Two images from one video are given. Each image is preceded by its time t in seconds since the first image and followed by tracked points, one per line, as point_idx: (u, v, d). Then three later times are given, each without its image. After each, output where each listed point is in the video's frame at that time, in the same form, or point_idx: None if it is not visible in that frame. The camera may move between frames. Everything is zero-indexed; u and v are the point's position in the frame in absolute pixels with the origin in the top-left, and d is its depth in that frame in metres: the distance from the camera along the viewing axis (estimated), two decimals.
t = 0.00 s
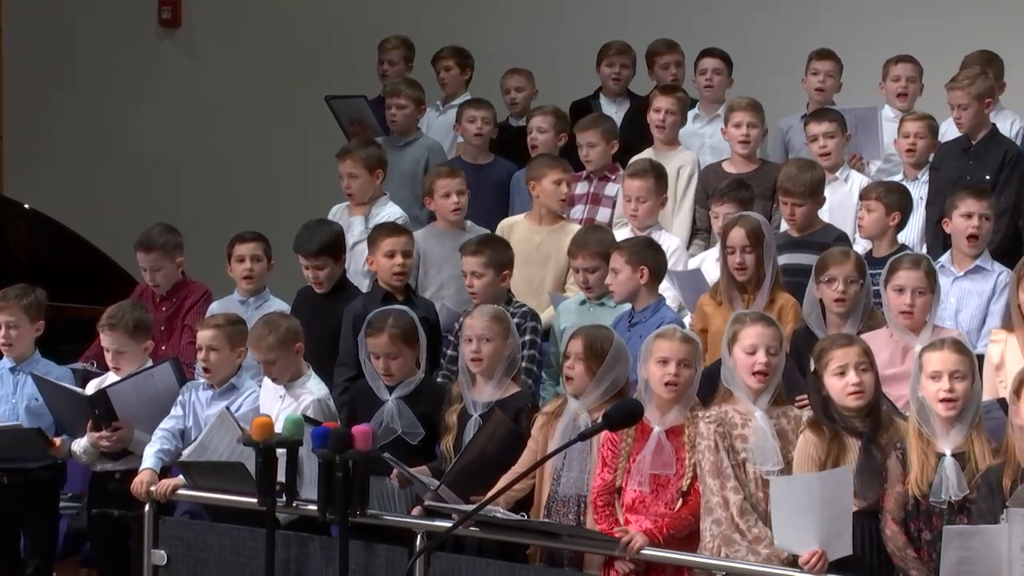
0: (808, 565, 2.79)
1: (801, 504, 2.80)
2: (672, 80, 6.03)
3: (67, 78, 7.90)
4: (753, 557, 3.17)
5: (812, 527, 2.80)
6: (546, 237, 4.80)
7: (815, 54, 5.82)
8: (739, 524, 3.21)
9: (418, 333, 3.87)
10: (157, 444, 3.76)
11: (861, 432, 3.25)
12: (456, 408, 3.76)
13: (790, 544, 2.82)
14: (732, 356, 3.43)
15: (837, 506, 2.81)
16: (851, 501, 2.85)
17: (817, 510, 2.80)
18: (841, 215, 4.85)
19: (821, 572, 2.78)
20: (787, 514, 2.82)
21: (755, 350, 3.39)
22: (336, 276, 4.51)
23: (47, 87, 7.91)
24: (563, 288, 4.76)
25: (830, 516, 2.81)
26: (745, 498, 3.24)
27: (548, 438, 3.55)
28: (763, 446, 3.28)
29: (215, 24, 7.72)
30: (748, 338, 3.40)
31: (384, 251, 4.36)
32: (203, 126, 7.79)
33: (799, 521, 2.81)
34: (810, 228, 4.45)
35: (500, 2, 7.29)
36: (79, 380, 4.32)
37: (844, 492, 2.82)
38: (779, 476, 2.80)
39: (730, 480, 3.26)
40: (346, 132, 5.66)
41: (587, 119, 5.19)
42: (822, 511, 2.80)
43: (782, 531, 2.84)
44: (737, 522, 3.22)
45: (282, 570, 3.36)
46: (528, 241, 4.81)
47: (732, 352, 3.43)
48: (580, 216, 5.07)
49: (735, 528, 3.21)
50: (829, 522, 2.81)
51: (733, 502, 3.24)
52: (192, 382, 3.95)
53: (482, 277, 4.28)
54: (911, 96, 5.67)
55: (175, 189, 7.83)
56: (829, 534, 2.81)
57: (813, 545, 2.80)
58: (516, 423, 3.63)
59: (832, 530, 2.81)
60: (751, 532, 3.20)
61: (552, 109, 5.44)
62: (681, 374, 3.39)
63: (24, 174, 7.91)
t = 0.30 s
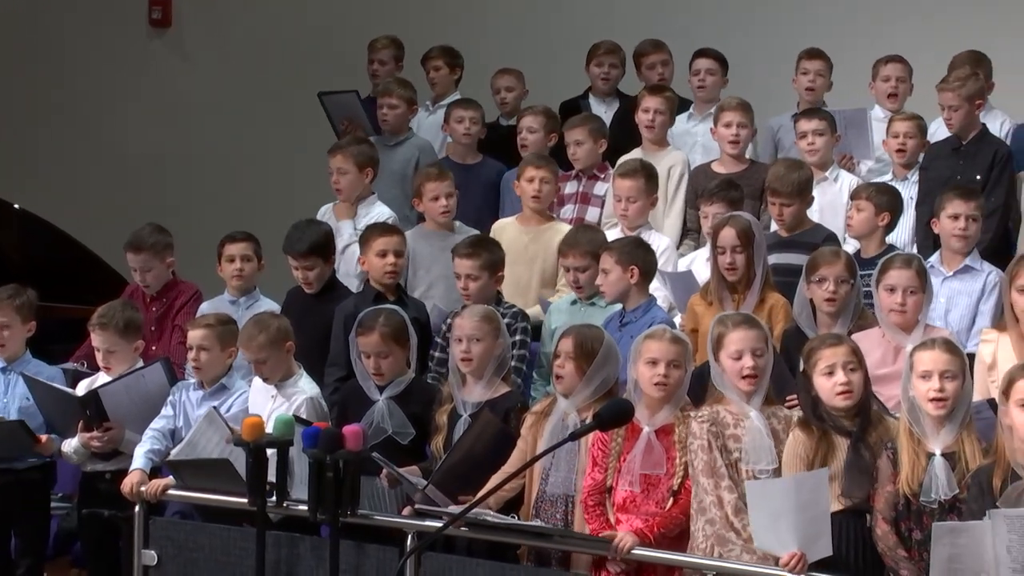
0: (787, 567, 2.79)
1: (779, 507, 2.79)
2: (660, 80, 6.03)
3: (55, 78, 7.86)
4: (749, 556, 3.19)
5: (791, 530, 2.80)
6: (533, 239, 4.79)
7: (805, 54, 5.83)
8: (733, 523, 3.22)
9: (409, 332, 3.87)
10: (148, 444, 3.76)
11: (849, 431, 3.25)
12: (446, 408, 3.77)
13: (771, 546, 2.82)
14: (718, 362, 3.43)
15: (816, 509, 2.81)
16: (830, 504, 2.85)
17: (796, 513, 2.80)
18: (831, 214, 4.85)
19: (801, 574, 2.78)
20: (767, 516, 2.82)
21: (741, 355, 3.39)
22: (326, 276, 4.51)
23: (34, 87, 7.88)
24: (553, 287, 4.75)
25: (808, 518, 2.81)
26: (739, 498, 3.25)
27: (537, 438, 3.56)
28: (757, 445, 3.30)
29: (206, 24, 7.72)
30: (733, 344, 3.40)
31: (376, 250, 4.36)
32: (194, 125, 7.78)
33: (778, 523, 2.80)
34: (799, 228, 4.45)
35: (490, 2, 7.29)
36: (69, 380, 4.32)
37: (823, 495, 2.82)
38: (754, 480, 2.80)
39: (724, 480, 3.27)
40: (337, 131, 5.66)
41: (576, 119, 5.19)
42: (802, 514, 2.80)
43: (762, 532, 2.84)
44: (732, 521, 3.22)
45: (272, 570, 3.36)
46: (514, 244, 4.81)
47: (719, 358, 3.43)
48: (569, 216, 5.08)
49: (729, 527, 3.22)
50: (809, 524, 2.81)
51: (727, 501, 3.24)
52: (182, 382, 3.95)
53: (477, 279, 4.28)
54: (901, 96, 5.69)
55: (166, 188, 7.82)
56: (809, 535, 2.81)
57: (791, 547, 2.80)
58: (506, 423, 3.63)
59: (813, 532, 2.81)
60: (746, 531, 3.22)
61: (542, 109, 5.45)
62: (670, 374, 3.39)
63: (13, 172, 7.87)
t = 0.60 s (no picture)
0: (791, 563, 2.80)
1: (784, 504, 2.80)
2: (648, 81, 6.04)
3: (46, 78, 7.85)
4: (737, 556, 3.18)
5: (794, 527, 2.81)
6: (521, 238, 4.80)
7: (791, 54, 5.83)
8: (721, 523, 3.21)
9: (399, 331, 3.87)
10: (137, 444, 3.76)
11: (843, 430, 3.26)
12: (437, 407, 3.77)
13: (774, 543, 2.82)
14: (708, 363, 3.43)
15: (819, 507, 2.82)
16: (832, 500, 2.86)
17: (798, 511, 2.81)
18: (822, 214, 4.86)
19: (801, 571, 2.79)
20: (769, 515, 2.82)
21: (730, 356, 3.38)
22: (316, 277, 4.51)
23: (27, 87, 7.88)
24: (542, 287, 4.75)
25: (812, 516, 2.82)
26: (728, 498, 3.23)
27: (527, 438, 3.55)
28: (748, 445, 3.28)
29: (197, 24, 7.71)
30: (722, 346, 3.40)
31: (370, 249, 4.36)
32: (186, 125, 7.77)
33: (782, 520, 2.81)
34: (787, 227, 4.46)
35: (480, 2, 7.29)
36: (60, 380, 4.32)
37: (828, 490, 2.84)
38: (763, 475, 2.80)
39: (713, 480, 3.25)
40: (328, 130, 5.66)
41: (564, 118, 5.18)
42: (805, 511, 2.81)
43: (764, 529, 2.83)
44: (720, 521, 3.21)
45: (263, 570, 3.36)
46: (503, 242, 4.82)
47: (708, 360, 3.43)
48: (558, 216, 5.08)
49: (718, 527, 3.21)
50: (811, 522, 2.82)
51: (716, 502, 3.23)
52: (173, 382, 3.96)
53: (470, 280, 4.28)
54: (891, 95, 5.67)
55: (158, 188, 7.81)
56: (810, 532, 2.82)
57: (793, 543, 2.80)
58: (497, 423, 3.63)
59: (814, 529, 2.82)
60: (734, 531, 3.20)
61: (532, 108, 5.45)
62: (660, 374, 3.38)
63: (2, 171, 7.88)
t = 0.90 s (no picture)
0: (781, 561, 2.82)
1: (775, 502, 2.80)
2: (638, 81, 6.04)
3: (39, 79, 7.86)
4: (725, 557, 3.18)
5: (785, 525, 2.81)
6: (511, 238, 4.80)
7: (778, 54, 5.83)
8: (710, 524, 3.21)
9: (389, 331, 3.88)
10: (125, 443, 3.75)
11: (832, 430, 3.25)
12: (426, 407, 3.76)
13: (765, 542, 2.83)
14: (698, 360, 3.42)
15: (809, 505, 2.82)
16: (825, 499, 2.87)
17: (790, 508, 2.81)
18: (812, 214, 4.85)
19: (794, 569, 2.81)
20: (763, 511, 2.81)
21: (719, 353, 3.38)
22: (307, 278, 4.52)
23: (19, 88, 7.88)
24: (531, 287, 4.76)
25: (804, 513, 2.82)
26: (718, 498, 3.23)
27: (518, 438, 3.55)
28: (738, 445, 3.28)
29: (187, 24, 7.70)
30: (711, 342, 3.40)
31: (361, 248, 4.36)
32: (177, 126, 7.76)
33: (772, 519, 2.81)
34: (778, 227, 4.46)
35: (470, 2, 7.28)
36: (51, 380, 4.32)
37: (820, 488, 2.84)
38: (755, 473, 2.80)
39: (703, 480, 3.25)
40: (318, 130, 5.67)
41: (553, 118, 5.18)
42: (797, 509, 2.82)
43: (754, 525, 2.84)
44: (709, 522, 3.21)
45: (253, 571, 3.36)
46: (493, 242, 4.82)
47: (698, 357, 3.43)
48: (548, 216, 5.09)
49: (706, 528, 3.21)
50: (801, 519, 2.82)
51: (705, 501, 3.23)
52: (162, 382, 3.97)
53: (462, 279, 4.28)
54: (880, 96, 5.68)
55: (148, 189, 7.80)
56: (800, 530, 2.82)
57: (786, 541, 2.81)
58: (487, 423, 3.63)
59: (804, 526, 2.82)
60: (722, 532, 3.20)
61: (522, 108, 5.45)
62: (650, 375, 3.37)
63: None
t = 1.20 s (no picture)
0: (761, 559, 2.82)
1: (760, 498, 2.81)
2: (628, 81, 6.05)
3: (29, 79, 7.85)
4: (718, 558, 3.19)
5: (769, 523, 2.82)
6: (502, 239, 4.81)
7: (769, 54, 5.84)
8: (704, 525, 3.21)
9: (378, 331, 3.87)
10: (113, 444, 3.76)
11: (822, 429, 3.26)
12: (416, 407, 3.77)
13: (747, 537, 2.84)
14: (686, 360, 3.43)
15: (793, 505, 2.82)
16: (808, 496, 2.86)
17: (775, 506, 2.81)
18: (801, 214, 4.85)
19: (774, 567, 2.81)
20: (746, 505, 2.83)
21: (707, 352, 3.39)
22: (296, 279, 4.52)
23: (9, 88, 7.87)
24: (523, 287, 4.76)
25: (787, 513, 2.82)
26: (710, 499, 3.24)
27: (510, 437, 3.55)
28: (729, 446, 3.29)
29: (177, 24, 7.70)
30: (699, 341, 3.40)
31: (350, 249, 4.36)
32: (167, 126, 7.76)
33: (756, 515, 2.82)
34: (769, 228, 4.47)
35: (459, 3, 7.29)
36: (41, 381, 4.32)
37: (801, 489, 2.83)
38: (738, 470, 2.81)
39: (696, 482, 3.26)
40: (308, 130, 5.67)
41: (543, 118, 5.20)
42: (780, 507, 2.82)
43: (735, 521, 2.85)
44: (703, 523, 3.22)
45: (244, 571, 3.36)
46: (484, 242, 4.82)
47: (686, 357, 3.43)
48: (538, 217, 5.08)
49: (700, 529, 3.21)
50: (786, 517, 2.83)
51: (699, 503, 3.24)
52: (152, 382, 3.95)
53: (454, 277, 4.28)
54: (870, 96, 5.69)
55: (138, 189, 7.78)
56: (785, 528, 2.83)
57: (767, 540, 2.82)
58: (477, 423, 3.62)
59: (789, 525, 2.83)
60: (717, 533, 3.21)
61: (514, 108, 5.45)
62: (640, 374, 3.38)
63: None
